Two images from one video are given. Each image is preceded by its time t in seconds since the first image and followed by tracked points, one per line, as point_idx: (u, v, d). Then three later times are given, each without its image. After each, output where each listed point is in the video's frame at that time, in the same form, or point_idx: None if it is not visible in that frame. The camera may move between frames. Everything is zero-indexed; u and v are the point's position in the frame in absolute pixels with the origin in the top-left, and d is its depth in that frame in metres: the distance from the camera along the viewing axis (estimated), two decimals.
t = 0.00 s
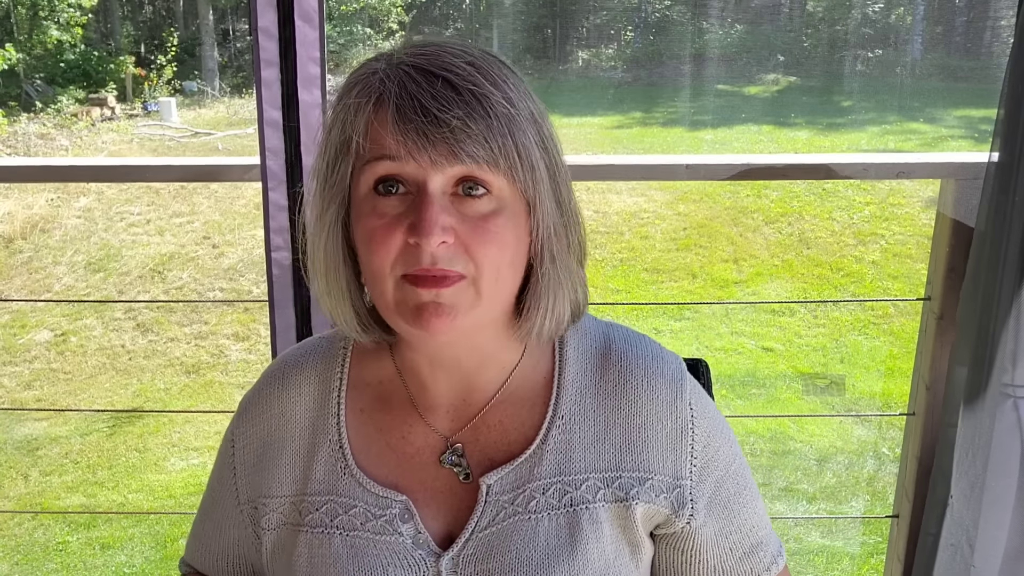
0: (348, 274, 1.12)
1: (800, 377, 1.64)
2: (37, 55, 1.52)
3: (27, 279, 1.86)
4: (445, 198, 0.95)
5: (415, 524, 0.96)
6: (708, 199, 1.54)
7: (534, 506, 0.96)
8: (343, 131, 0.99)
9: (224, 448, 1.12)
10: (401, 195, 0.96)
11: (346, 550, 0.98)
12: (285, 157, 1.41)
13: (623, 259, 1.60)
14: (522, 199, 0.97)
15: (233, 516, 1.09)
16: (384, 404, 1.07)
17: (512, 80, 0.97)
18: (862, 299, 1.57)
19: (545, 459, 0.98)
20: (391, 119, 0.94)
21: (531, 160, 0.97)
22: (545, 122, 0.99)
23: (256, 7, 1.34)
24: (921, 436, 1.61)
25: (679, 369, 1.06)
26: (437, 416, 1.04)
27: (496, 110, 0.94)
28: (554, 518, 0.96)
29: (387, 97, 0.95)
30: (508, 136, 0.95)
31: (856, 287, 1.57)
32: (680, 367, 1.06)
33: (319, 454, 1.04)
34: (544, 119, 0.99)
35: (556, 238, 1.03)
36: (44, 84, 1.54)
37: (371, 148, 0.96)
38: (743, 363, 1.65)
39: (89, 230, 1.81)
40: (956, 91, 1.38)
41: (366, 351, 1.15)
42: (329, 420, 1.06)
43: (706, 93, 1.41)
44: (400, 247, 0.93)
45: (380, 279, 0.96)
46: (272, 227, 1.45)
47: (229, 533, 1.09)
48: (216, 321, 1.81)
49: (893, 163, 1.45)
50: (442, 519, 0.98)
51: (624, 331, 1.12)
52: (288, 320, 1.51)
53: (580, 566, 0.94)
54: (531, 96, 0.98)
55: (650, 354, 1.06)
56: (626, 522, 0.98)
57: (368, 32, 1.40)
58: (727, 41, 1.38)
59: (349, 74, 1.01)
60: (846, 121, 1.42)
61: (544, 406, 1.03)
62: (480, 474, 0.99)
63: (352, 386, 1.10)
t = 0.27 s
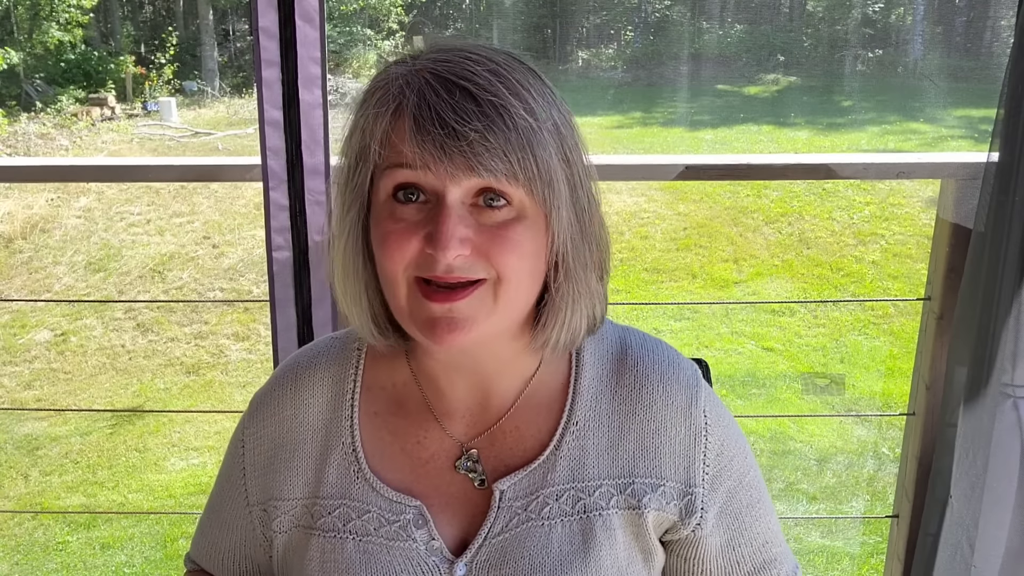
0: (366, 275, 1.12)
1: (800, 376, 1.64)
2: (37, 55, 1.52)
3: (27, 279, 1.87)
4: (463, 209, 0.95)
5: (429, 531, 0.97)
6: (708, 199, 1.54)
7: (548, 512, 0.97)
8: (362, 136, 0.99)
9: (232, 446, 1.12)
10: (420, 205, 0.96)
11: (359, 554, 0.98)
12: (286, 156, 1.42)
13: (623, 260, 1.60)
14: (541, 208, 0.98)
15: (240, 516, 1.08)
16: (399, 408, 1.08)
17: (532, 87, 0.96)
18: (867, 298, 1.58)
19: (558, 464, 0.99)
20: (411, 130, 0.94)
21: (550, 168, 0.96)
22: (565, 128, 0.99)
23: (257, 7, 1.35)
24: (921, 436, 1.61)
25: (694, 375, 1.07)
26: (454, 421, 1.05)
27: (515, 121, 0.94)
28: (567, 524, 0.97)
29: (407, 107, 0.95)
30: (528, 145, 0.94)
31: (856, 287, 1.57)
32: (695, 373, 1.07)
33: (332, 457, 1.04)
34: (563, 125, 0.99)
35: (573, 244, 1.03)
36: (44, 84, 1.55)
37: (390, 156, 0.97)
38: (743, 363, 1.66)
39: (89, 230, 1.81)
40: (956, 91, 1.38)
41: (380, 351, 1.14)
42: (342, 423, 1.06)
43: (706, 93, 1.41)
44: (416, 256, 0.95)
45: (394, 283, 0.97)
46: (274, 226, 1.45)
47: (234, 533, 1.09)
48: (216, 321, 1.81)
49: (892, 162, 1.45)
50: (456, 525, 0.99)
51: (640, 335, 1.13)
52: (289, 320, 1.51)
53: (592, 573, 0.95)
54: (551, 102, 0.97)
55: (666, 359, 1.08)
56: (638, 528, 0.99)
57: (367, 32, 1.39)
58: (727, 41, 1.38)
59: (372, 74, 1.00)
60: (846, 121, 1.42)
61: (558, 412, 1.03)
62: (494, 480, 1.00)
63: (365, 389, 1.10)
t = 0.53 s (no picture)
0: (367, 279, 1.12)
1: (800, 377, 1.64)
2: (37, 56, 1.53)
3: (28, 280, 1.87)
4: (459, 225, 0.95)
5: (419, 530, 0.97)
6: (707, 199, 1.54)
7: (530, 515, 0.97)
8: (363, 143, 0.99)
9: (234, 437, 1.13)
10: (421, 220, 0.96)
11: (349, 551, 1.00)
12: (287, 155, 1.42)
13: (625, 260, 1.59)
14: (540, 227, 0.97)
15: (236, 505, 1.10)
16: (398, 407, 1.08)
17: (538, 106, 0.94)
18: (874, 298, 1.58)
19: (542, 468, 0.99)
20: (414, 146, 0.93)
21: (556, 189, 0.96)
22: (571, 146, 0.98)
23: (259, 7, 1.34)
24: (921, 436, 1.61)
25: (688, 376, 1.06)
26: (449, 423, 1.05)
27: (520, 144, 0.93)
28: (549, 528, 0.97)
29: (411, 122, 0.93)
30: (533, 167, 0.94)
31: (856, 287, 1.57)
32: (688, 377, 1.06)
33: (328, 453, 1.05)
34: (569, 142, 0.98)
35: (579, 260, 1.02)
36: (44, 85, 1.57)
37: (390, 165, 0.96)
38: (743, 363, 1.66)
39: (89, 230, 1.81)
40: (955, 91, 1.37)
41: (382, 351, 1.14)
42: (340, 420, 1.07)
43: (706, 93, 1.41)
44: (406, 268, 0.95)
45: (386, 294, 0.97)
46: (275, 225, 1.45)
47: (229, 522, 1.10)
48: (216, 321, 1.81)
49: (893, 163, 1.45)
50: (447, 527, 0.99)
51: (639, 335, 1.12)
52: (290, 319, 1.51)
53: None
54: (557, 120, 0.96)
55: (659, 360, 1.07)
56: (619, 532, 0.99)
57: (367, 32, 1.39)
58: (727, 41, 1.38)
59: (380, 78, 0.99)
60: (846, 121, 1.42)
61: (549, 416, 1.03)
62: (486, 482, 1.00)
63: (365, 387, 1.11)
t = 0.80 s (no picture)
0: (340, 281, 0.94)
1: (800, 377, 1.66)
2: (37, 56, 1.56)
3: (27, 279, 1.90)
4: (329, 272, 0.75)
5: (380, 526, 0.86)
6: (707, 199, 1.60)
7: (466, 526, 0.81)
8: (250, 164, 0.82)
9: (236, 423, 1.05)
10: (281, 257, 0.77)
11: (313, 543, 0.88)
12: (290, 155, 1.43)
13: (623, 259, 1.64)
14: (424, 283, 0.74)
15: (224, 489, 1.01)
16: (373, 402, 0.94)
17: (444, 154, 0.70)
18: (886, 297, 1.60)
19: (486, 474, 0.82)
20: (278, 161, 0.72)
21: (449, 270, 0.73)
22: (484, 215, 0.72)
23: (261, 6, 1.34)
24: (921, 436, 1.59)
25: (646, 401, 0.78)
26: (418, 422, 0.90)
27: (405, 201, 0.70)
28: (482, 541, 0.80)
29: (286, 135, 0.72)
30: (416, 236, 0.71)
31: (855, 287, 1.61)
32: (653, 398, 0.78)
33: (307, 442, 0.94)
34: (481, 209, 0.72)
35: (490, 332, 0.78)
36: (44, 85, 1.60)
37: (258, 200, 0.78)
38: (743, 363, 1.68)
39: (89, 230, 1.84)
40: (956, 90, 1.37)
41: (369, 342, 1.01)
42: (322, 408, 0.95)
43: (707, 93, 1.42)
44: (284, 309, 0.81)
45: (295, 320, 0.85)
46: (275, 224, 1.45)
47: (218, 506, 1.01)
48: (215, 321, 1.83)
49: (893, 163, 1.43)
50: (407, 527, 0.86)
51: (623, 349, 0.86)
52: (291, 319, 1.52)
53: None
54: (471, 177, 0.71)
55: (625, 376, 0.81)
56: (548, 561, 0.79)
57: (367, 32, 1.40)
58: (727, 41, 1.38)
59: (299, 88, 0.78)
60: (846, 121, 1.42)
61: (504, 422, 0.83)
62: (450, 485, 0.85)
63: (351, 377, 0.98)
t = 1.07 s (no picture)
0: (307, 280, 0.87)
1: (800, 377, 1.79)
2: (37, 56, 1.62)
3: (27, 280, 1.98)
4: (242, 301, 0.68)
5: (332, 535, 0.77)
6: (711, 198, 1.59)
7: (402, 539, 0.72)
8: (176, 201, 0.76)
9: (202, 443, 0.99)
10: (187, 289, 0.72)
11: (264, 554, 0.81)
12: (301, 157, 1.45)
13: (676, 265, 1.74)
14: (327, 313, 0.66)
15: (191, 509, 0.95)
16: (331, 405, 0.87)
17: (326, 182, 0.62)
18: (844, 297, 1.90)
19: (422, 486, 0.72)
20: (171, 192, 0.67)
21: (337, 306, 0.66)
22: (374, 247, 0.64)
23: (262, 6, 1.29)
24: (924, 436, 1.51)
25: (584, 419, 0.66)
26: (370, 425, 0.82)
27: (282, 233, 0.63)
28: (416, 556, 0.70)
29: (180, 166, 0.67)
30: (297, 271, 0.64)
31: (857, 287, 1.81)
32: (594, 415, 0.66)
33: (265, 450, 0.87)
34: (370, 241, 0.64)
35: (410, 356, 0.70)
36: (43, 84, 1.68)
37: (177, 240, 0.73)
38: (743, 363, 1.87)
39: (89, 229, 1.89)
40: (958, 90, 1.36)
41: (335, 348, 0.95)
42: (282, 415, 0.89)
43: (707, 93, 1.42)
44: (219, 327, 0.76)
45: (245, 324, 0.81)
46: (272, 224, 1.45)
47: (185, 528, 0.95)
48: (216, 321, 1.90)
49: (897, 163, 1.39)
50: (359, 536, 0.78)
51: (576, 357, 0.73)
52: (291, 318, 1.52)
53: None
54: (356, 206, 0.63)
55: (569, 390, 0.69)
56: None
57: (367, 32, 1.41)
58: (727, 41, 1.37)
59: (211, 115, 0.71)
60: (846, 121, 1.41)
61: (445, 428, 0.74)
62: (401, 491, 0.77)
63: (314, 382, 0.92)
